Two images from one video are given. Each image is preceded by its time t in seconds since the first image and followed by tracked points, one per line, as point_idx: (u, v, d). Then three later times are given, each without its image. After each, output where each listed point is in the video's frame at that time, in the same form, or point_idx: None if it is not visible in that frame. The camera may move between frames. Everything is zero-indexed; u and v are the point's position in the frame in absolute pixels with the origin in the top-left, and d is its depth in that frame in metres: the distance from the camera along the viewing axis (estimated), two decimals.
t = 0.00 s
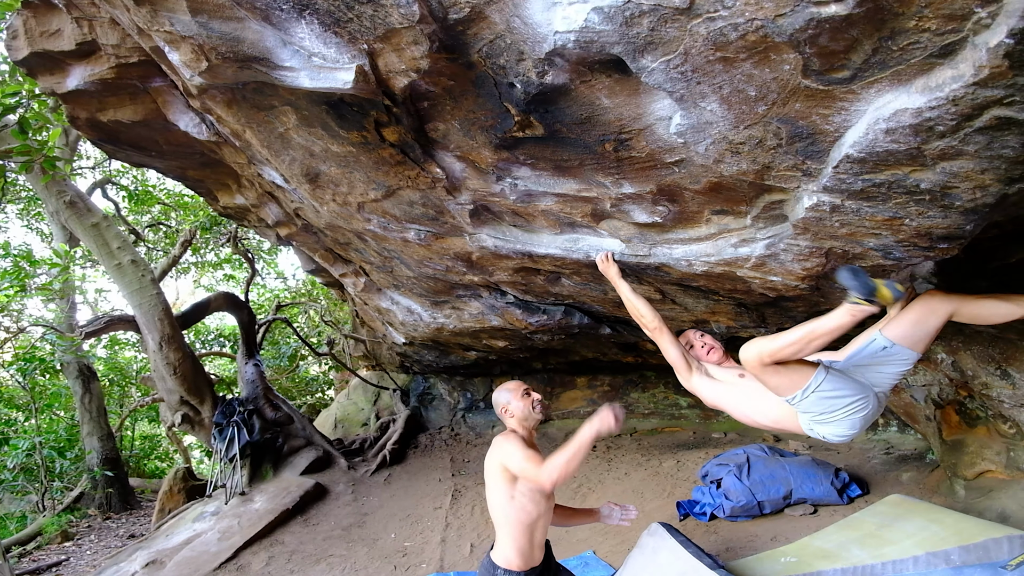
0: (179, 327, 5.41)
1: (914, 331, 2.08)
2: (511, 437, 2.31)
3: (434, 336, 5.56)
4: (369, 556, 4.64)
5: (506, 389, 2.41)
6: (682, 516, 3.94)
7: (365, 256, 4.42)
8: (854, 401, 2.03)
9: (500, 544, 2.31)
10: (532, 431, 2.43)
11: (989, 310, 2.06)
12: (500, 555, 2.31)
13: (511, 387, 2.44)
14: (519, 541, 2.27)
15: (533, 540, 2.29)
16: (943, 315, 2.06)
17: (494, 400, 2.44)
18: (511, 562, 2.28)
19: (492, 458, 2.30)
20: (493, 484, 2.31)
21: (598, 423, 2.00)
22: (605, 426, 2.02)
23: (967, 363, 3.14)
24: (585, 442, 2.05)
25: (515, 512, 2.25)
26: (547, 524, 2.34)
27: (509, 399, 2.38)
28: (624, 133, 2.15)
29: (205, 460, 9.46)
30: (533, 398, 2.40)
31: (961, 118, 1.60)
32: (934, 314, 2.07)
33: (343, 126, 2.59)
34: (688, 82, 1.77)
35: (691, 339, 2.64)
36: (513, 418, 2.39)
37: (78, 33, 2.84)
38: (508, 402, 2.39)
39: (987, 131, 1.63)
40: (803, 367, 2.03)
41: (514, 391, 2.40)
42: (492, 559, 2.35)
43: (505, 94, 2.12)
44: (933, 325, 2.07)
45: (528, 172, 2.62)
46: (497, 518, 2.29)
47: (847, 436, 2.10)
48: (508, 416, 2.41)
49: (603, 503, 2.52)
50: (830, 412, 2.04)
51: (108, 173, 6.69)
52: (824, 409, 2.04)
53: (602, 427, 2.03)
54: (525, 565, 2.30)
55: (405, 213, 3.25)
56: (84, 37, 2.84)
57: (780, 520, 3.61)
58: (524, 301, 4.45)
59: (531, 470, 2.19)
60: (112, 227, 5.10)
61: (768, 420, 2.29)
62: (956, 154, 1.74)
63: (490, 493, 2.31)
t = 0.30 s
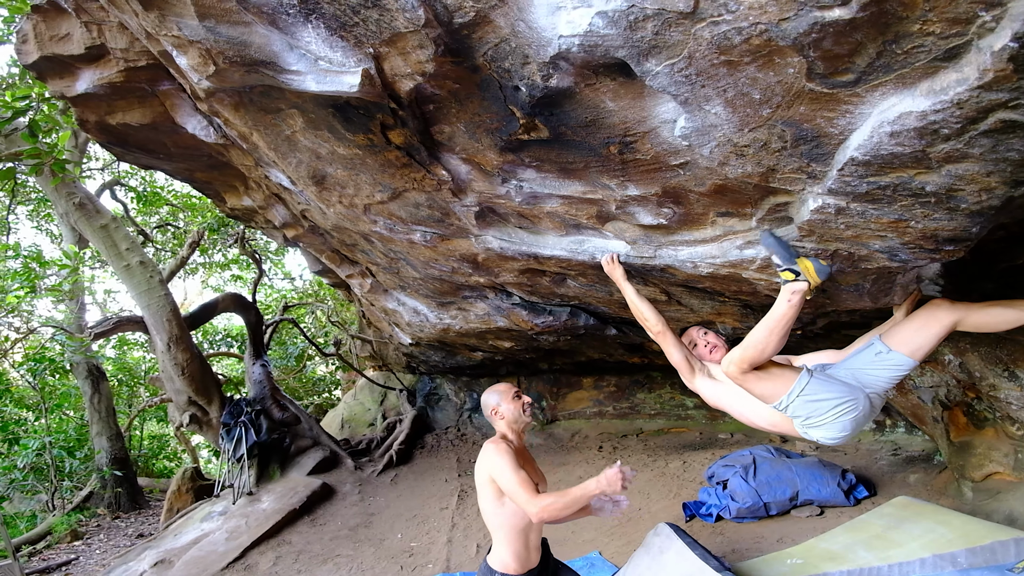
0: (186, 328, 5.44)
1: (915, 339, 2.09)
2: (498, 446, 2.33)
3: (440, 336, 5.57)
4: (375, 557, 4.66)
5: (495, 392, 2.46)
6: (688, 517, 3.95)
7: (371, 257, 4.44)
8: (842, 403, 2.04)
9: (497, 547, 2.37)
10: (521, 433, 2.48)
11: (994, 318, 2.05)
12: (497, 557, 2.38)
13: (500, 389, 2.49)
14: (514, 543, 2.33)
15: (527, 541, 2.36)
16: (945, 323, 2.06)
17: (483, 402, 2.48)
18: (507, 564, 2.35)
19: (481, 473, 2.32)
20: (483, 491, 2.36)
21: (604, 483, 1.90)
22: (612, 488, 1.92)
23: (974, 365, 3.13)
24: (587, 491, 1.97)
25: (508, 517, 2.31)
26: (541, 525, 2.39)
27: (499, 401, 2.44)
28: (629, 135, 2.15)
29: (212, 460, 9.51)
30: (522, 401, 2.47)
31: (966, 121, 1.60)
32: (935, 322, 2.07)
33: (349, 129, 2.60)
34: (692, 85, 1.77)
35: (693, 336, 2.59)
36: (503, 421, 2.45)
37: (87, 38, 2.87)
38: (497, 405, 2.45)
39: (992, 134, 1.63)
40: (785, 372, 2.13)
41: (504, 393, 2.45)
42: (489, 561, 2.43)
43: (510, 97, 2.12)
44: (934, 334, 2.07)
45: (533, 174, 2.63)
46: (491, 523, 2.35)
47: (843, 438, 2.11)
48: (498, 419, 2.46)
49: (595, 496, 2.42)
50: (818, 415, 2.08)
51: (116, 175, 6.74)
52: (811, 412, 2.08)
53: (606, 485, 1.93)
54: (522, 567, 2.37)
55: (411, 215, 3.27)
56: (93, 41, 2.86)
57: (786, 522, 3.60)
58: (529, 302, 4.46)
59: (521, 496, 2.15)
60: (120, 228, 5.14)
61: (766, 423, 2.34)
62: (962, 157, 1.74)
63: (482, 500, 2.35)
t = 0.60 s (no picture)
0: (193, 329, 5.47)
1: (920, 348, 2.06)
2: (499, 448, 2.33)
3: (445, 338, 5.58)
4: (380, 558, 4.67)
5: (498, 395, 2.46)
6: (693, 519, 3.96)
7: (376, 259, 4.46)
8: (839, 408, 2.05)
9: (495, 549, 2.39)
10: (521, 435, 2.50)
11: (999, 327, 2.02)
12: (496, 559, 2.40)
13: (501, 391, 2.48)
14: (512, 545, 2.34)
15: (526, 544, 2.37)
16: (951, 333, 2.02)
17: (484, 405, 2.48)
18: (506, 566, 2.37)
19: (482, 474, 2.32)
20: (483, 492, 2.36)
21: (604, 468, 2.00)
22: (609, 472, 2.01)
23: (980, 367, 3.12)
24: (587, 478, 2.06)
25: (508, 519, 2.32)
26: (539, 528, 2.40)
27: (500, 405, 2.44)
28: (632, 139, 2.16)
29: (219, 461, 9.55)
30: (524, 405, 2.47)
31: (968, 126, 1.60)
32: (942, 332, 2.03)
33: (354, 132, 2.62)
34: (695, 90, 1.78)
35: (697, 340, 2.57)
36: (504, 424, 2.45)
37: (94, 42, 2.89)
38: (499, 408, 2.45)
39: (995, 138, 1.63)
40: (783, 377, 2.22)
41: (506, 396, 2.45)
42: (488, 563, 2.44)
43: (513, 101, 2.13)
44: (941, 343, 2.03)
45: (537, 178, 2.63)
46: (490, 525, 2.35)
47: (844, 444, 2.10)
48: (499, 421, 2.47)
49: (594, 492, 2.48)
50: (815, 420, 2.10)
51: (123, 177, 6.79)
52: (809, 417, 2.11)
53: (605, 471, 2.02)
54: (519, 569, 2.39)
55: (415, 217, 3.28)
56: (100, 45, 2.89)
57: (791, 523, 3.60)
58: (534, 304, 4.47)
59: (523, 495, 2.17)
60: (127, 230, 5.17)
61: (768, 429, 2.34)
62: (964, 161, 1.74)
63: (481, 501, 2.36)
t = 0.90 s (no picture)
0: (197, 328, 5.49)
1: (922, 343, 2.07)
2: (514, 450, 2.35)
3: (449, 336, 5.59)
4: (384, 556, 4.68)
5: (514, 397, 2.47)
6: (697, 518, 3.96)
7: (379, 257, 4.47)
8: (844, 406, 2.04)
9: (504, 546, 2.40)
10: (537, 439, 2.51)
11: (1003, 322, 2.01)
12: (504, 554, 2.40)
13: (518, 394, 2.50)
14: (522, 543, 2.36)
15: (535, 542, 2.38)
16: (953, 327, 2.03)
17: (501, 407, 2.50)
18: (513, 562, 2.37)
19: (495, 475, 2.34)
20: (496, 493, 2.38)
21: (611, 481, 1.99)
22: (616, 485, 2.01)
23: (984, 365, 3.11)
24: (596, 488, 2.05)
25: (519, 517, 2.34)
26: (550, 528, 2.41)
27: (517, 408, 2.45)
28: (634, 137, 2.16)
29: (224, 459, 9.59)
30: (540, 408, 2.48)
31: (971, 122, 1.60)
32: (944, 326, 2.04)
33: (357, 131, 2.62)
34: (697, 87, 1.77)
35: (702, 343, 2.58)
36: (520, 427, 2.47)
37: (98, 42, 2.91)
38: (515, 410, 2.46)
39: (999, 134, 1.62)
40: (785, 379, 2.22)
41: (523, 399, 2.46)
42: (496, 557, 2.45)
43: (516, 99, 2.13)
44: (943, 338, 2.03)
45: (539, 175, 2.63)
46: (501, 523, 2.38)
47: (852, 443, 2.08)
48: (515, 424, 2.48)
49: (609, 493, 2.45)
50: (821, 419, 2.09)
51: (128, 176, 6.82)
52: (814, 417, 2.10)
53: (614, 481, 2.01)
54: (529, 567, 2.39)
55: (418, 216, 3.28)
56: (104, 45, 2.90)
57: (794, 522, 3.59)
58: (537, 302, 4.47)
59: (533, 497, 2.18)
60: (132, 229, 5.19)
61: (774, 430, 2.33)
62: (967, 158, 1.73)
63: (493, 499, 2.38)
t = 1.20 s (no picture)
0: (200, 327, 5.50)
1: (928, 345, 2.05)
2: (529, 441, 2.38)
3: (451, 335, 5.59)
4: (387, 555, 4.68)
5: (531, 393, 2.49)
6: (700, 517, 3.95)
7: (381, 256, 4.47)
8: (849, 407, 2.03)
9: (513, 533, 2.40)
10: (552, 434, 2.53)
11: (1010, 323, 1.99)
12: (512, 540, 2.39)
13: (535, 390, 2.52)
14: (531, 531, 2.35)
15: (545, 532, 2.38)
16: (959, 329, 2.01)
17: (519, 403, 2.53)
18: (521, 548, 2.36)
19: (509, 465, 2.36)
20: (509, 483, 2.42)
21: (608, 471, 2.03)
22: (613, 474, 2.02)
23: (989, 364, 3.09)
24: (600, 475, 2.07)
25: (529, 505, 2.35)
26: (561, 519, 2.42)
27: (532, 403, 2.48)
28: (636, 134, 2.15)
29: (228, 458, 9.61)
30: (554, 404, 2.48)
31: (975, 117, 1.58)
32: (950, 328, 2.02)
33: (358, 129, 2.62)
34: (698, 83, 1.76)
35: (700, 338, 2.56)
36: (536, 422, 2.49)
37: (101, 41, 2.91)
38: (531, 405, 2.48)
39: (1003, 130, 1.61)
40: (791, 378, 2.20)
41: (539, 394, 2.48)
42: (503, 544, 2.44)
43: (517, 96, 2.12)
44: (950, 339, 2.02)
45: (541, 174, 2.63)
46: (513, 510, 2.39)
47: (857, 444, 2.07)
48: (531, 419, 2.51)
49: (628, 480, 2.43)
50: (826, 420, 2.07)
51: (132, 176, 6.84)
52: (819, 417, 2.08)
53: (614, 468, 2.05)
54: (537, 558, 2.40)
55: (420, 215, 3.28)
56: (106, 44, 2.91)
57: (798, 522, 3.58)
58: (540, 301, 4.46)
59: (540, 484, 2.23)
60: (135, 229, 5.20)
61: (778, 430, 2.31)
62: (971, 154, 1.72)
63: (507, 487, 2.40)
